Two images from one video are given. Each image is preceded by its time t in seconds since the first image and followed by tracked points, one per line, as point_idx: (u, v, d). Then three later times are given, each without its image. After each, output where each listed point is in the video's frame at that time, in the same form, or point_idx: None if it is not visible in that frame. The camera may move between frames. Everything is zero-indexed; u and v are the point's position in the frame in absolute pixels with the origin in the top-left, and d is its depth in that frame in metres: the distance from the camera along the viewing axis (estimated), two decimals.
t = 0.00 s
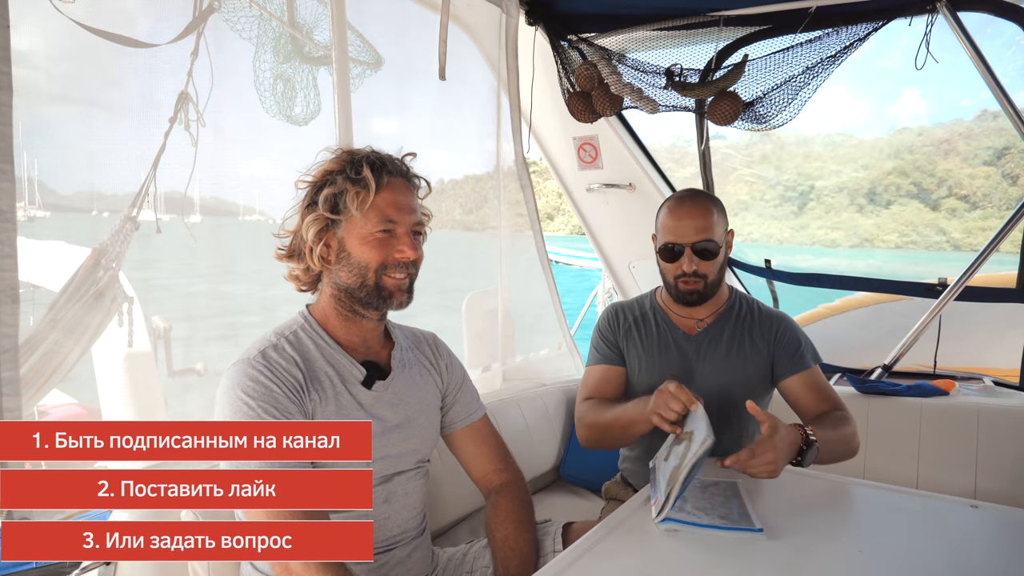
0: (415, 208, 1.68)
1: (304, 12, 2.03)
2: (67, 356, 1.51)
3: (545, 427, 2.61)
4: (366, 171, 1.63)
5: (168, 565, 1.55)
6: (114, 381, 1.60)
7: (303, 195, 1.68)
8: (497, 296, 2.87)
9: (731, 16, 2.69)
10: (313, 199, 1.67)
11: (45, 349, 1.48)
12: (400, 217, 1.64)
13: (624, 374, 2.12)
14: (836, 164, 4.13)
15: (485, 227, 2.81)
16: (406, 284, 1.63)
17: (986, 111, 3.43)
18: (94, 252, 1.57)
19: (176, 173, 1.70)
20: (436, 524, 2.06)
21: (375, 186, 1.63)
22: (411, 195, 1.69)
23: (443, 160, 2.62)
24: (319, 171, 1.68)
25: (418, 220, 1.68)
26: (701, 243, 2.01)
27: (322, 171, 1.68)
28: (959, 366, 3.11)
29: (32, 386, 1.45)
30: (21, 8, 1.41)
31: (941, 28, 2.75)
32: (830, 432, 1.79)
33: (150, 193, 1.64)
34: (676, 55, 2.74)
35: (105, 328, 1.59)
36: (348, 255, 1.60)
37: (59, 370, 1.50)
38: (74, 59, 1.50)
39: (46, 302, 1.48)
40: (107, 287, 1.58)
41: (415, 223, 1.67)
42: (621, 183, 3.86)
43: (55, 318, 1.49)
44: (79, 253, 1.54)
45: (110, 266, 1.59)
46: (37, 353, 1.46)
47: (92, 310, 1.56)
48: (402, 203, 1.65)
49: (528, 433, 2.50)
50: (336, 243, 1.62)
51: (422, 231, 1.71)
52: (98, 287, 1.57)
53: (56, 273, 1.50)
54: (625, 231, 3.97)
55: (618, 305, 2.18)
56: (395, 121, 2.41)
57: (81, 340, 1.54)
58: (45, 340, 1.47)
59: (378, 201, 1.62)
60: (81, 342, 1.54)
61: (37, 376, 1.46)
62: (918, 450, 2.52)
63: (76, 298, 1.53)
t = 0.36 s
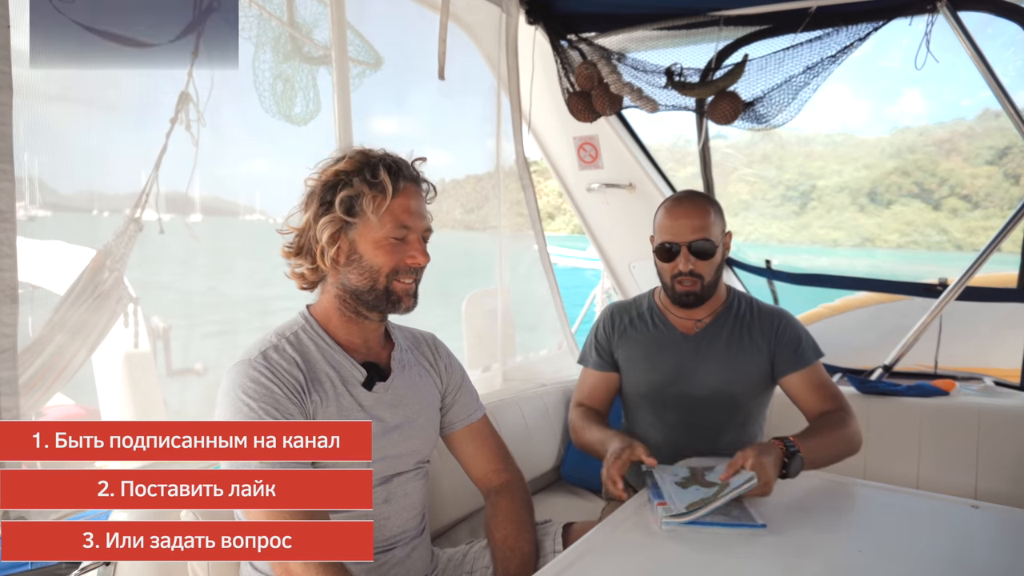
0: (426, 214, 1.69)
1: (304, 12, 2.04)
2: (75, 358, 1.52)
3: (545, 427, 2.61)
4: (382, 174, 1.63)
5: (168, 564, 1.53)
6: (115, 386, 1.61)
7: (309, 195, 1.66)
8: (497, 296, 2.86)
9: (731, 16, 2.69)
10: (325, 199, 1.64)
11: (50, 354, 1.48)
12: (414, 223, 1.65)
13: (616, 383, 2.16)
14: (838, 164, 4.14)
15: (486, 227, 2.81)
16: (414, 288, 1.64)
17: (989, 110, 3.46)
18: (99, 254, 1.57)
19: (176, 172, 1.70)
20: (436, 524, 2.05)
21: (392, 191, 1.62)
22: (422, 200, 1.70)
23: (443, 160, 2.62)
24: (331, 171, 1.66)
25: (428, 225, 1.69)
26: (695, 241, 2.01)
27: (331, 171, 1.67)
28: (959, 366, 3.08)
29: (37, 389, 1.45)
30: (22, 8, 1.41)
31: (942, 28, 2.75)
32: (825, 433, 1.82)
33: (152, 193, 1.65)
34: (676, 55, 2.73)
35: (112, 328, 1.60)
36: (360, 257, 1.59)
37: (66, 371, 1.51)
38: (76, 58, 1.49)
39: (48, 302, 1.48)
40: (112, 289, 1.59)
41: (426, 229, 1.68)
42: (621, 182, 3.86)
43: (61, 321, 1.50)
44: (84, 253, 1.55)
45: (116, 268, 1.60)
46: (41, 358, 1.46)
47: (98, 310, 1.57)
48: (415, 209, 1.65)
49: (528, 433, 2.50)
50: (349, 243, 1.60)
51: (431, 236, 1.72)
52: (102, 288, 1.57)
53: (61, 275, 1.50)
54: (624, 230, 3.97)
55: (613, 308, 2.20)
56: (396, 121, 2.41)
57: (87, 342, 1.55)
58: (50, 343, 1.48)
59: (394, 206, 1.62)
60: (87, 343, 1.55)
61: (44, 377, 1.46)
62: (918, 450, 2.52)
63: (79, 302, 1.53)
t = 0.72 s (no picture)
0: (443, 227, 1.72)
1: (304, 12, 2.04)
2: (73, 356, 1.53)
3: (545, 427, 2.61)
4: (413, 187, 1.62)
5: (169, 564, 1.54)
6: (114, 384, 1.60)
7: (325, 194, 1.60)
8: (497, 296, 2.86)
9: (731, 16, 2.68)
10: (355, 202, 1.58)
11: (49, 351, 1.49)
12: (436, 236, 1.66)
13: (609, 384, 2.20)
14: (838, 164, 4.23)
15: (486, 227, 2.81)
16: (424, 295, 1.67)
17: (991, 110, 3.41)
18: (97, 253, 1.56)
19: (175, 173, 1.70)
20: (436, 524, 2.06)
21: (425, 206, 1.63)
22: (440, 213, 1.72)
23: (444, 160, 2.62)
24: (360, 172, 1.60)
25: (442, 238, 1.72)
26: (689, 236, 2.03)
27: (355, 170, 1.61)
28: (959, 366, 3.09)
29: (35, 388, 1.47)
30: (21, 10, 1.42)
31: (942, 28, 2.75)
32: (798, 433, 1.82)
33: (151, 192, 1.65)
34: (676, 55, 2.73)
35: (110, 328, 1.59)
36: (388, 265, 1.58)
37: (65, 369, 1.52)
38: (78, 63, 1.51)
39: (47, 303, 1.48)
40: (110, 288, 1.59)
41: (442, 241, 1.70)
42: (621, 183, 3.87)
43: (60, 318, 1.51)
44: (82, 253, 1.54)
45: (114, 267, 1.60)
46: (40, 355, 1.47)
47: (96, 310, 1.57)
48: (438, 224, 1.67)
49: (528, 433, 2.50)
50: (380, 251, 1.57)
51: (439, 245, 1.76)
52: (100, 287, 1.57)
53: (65, 271, 1.51)
54: (624, 230, 3.97)
55: (608, 310, 2.20)
56: (397, 121, 2.41)
57: (85, 340, 1.55)
58: (48, 341, 1.49)
59: (424, 219, 1.62)
60: (85, 341, 1.56)
61: (42, 376, 1.48)
62: (918, 450, 2.52)
63: (77, 301, 1.54)
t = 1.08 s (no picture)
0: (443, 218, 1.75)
1: (304, 12, 2.04)
2: (66, 355, 1.52)
3: (545, 427, 2.61)
4: (422, 183, 1.63)
5: (169, 564, 1.53)
6: (114, 383, 1.60)
7: (331, 195, 1.58)
8: (497, 296, 2.86)
9: (731, 16, 2.68)
10: (371, 203, 1.56)
11: (44, 348, 1.48)
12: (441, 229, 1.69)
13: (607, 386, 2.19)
14: (838, 164, 4.18)
15: (487, 227, 2.81)
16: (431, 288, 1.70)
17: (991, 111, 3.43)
18: (94, 252, 1.57)
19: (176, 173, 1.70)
20: (436, 524, 2.06)
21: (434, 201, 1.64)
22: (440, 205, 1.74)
23: (444, 160, 2.62)
24: (369, 171, 1.58)
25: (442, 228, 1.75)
26: (682, 225, 2.05)
27: (365, 169, 1.59)
28: (959, 366, 3.09)
29: (30, 387, 1.45)
30: (21, 10, 1.42)
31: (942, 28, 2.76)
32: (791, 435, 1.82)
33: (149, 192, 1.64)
34: (676, 55, 2.73)
35: (104, 328, 1.59)
36: (404, 262, 1.59)
37: (59, 368, 1.50)
38: (76, 62, 1.50)
39: (42, 303, 1.48)
40: (105, 287, 1.59)
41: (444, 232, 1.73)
42: (621, 183, 3.87)
43: (54, 318, 1.50)
44: (78, 253, 1.55)
45: (110, 265, 1.60)
46: (35, 352, 1.46)
47: (91, 310, 1.56)
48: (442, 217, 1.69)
49: (528, 433, 2.50)
50: (398, 248, 1.57)
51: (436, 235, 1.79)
52: (97, 287, 1.57)
53: (55, 272, 1.50)
54: (624, 230, 3.97)
55: (606, 312, 2.20)
56: (398, 121, 2.42)
57: (79, 339, 1.54)
58: (43, 338, 1.48)
59: (433, 214, 1.63)
60: (78, 342, 1.54)
61: (34, 377, 1.45)
62: (918, 450, 2.52)
63: (72, 298, 1.53)
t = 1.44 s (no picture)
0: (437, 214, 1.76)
1: (304, 12, 2.05)
2: (66, 356, 1.52)
3: (545, 427, 2.61)
4: (421, 180, 1.64)
5: (168, 564, 1.54)
6: (115, 384, 1.60)
7: (332, 197, 1.57)
8: (497, 296, 2.87)
9: (731, 16, 2.68)
10: (374, 204, 1.57)
11: (45, 348, 1.49)
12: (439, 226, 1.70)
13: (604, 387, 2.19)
14: (839, 164, 4.22)
15: (488, 227, 2.82)
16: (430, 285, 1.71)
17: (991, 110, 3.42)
18: (94, 252, 1.57)
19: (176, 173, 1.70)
20: (436, 524, 2.06)
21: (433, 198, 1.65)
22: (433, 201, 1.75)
23: (444, 160, 2.62)
24: (370, 171, 1.58)
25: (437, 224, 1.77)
26: (670, 222, 2.07)
27: (365, 169, 1.59)
28: (959, 366, 3.09)
29: (30, 386, 1.46)
30: (22, 9, 1.42)
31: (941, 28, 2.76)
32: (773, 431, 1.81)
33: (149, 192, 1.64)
34: (676, 55, 2.72)
35: (104, 329, 1.58)
36: (408, 261, 1.59)
37: (59, 369, 1.51)
38: (77, 63, 1.51)
39: (43, 303, 1.49)
40: (106, 287, 1.58)
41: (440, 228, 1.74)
42: (621, 183, 3.87)
43: (55, 318, 1.50)
44: (79, 253, 1.54)
45: (110, 265, 1.59)
46: (37, 352, 1.47)
47: (93, 310, 1.56)
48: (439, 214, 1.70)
49: (528, 433, 2.50)
50: (402, 248, 1.58)
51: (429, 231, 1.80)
52: (98, 287, 1.57)
53: (55, 272, 1.50)
54: (624, 230, 3.97)
55: (603, 314, 2.21)
56: (398, 121, 2.42)
57: (80, 339, 1.55)
58: (44, 339, 1.49)
59: (433, 211, 1.65)
60: (79, 342, 1.54)
61: (36, 376, 1.46)
62: (918, 450, 2.52)
63: (74, 298, 1.53)
